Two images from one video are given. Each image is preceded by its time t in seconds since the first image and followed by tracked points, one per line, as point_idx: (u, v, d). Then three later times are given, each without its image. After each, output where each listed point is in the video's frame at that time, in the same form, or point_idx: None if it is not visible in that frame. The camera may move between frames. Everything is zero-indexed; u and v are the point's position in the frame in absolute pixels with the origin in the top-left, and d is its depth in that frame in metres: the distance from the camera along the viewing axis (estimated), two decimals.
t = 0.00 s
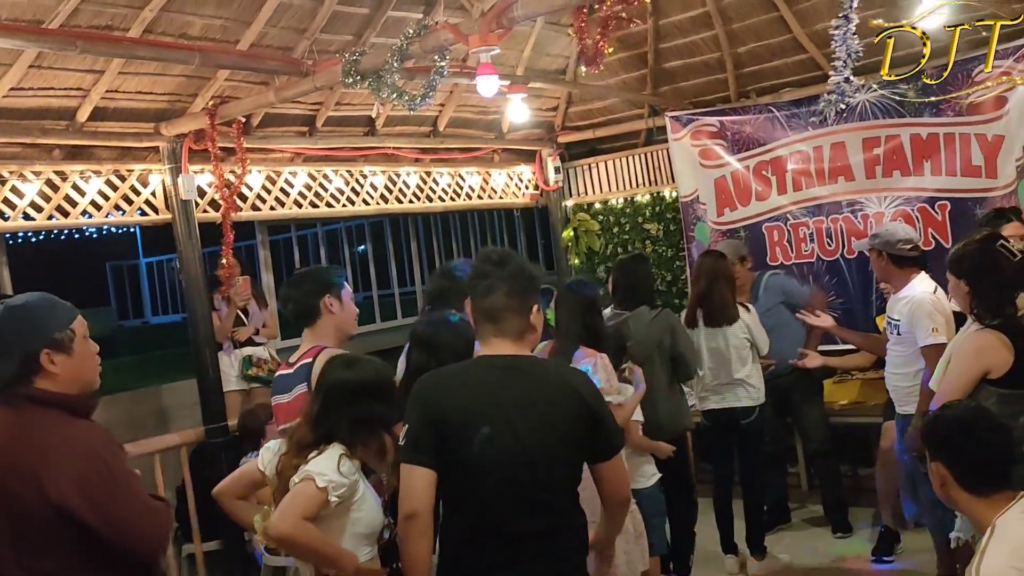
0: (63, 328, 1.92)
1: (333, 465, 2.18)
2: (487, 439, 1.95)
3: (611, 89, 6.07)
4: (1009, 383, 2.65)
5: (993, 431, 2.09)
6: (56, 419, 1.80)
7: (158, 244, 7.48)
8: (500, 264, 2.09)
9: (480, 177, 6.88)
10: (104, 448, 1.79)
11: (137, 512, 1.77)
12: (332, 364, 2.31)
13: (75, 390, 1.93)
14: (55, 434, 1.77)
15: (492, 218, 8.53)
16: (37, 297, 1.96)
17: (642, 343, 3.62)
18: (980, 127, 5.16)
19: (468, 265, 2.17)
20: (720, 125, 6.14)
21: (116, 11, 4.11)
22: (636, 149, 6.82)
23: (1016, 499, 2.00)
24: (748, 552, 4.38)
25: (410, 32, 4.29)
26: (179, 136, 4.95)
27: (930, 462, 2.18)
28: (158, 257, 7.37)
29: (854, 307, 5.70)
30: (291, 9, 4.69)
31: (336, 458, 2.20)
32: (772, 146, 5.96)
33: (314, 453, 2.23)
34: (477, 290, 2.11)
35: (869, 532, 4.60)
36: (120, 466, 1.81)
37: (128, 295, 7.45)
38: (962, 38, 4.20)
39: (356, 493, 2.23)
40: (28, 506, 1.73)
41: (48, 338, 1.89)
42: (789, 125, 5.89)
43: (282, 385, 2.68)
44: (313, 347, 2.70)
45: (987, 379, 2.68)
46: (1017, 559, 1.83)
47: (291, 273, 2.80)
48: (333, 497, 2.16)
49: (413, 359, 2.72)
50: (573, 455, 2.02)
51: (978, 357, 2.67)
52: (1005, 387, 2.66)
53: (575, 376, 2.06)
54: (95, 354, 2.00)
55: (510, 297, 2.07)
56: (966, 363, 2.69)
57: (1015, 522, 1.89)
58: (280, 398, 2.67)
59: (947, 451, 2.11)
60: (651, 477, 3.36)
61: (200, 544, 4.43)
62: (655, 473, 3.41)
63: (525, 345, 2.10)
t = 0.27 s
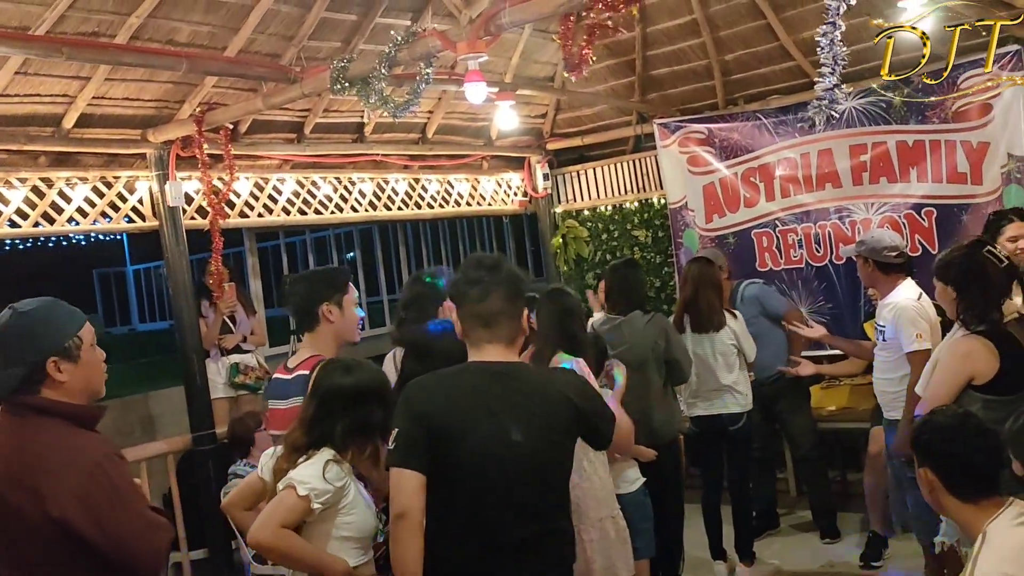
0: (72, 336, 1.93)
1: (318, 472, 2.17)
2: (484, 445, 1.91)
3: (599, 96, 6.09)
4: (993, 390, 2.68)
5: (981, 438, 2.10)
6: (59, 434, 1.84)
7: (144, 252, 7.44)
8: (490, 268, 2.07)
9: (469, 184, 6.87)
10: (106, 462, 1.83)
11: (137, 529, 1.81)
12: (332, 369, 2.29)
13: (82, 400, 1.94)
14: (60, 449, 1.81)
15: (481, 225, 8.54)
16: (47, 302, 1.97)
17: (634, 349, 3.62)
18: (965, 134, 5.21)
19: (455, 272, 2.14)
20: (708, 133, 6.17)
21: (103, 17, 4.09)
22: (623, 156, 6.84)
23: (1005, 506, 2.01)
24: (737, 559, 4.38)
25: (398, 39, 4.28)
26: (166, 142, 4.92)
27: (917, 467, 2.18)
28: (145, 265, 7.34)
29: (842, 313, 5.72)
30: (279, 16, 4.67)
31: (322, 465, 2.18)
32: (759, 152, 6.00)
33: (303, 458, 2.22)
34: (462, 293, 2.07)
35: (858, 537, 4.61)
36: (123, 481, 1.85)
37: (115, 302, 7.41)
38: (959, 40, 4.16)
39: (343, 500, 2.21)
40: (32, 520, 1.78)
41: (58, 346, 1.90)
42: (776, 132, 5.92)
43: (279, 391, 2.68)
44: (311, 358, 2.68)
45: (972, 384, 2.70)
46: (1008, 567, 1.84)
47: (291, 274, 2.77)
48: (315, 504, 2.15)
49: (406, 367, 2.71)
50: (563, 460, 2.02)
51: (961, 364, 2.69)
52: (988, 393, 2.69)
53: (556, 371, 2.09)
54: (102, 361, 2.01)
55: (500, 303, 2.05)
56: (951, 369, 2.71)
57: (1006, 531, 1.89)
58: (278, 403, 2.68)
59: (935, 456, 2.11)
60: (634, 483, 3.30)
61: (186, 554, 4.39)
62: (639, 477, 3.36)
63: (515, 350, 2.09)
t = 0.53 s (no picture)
0: (81, 340, 1.92)
1: (309, 479, 2.16)
2: (472, 451, 1.90)
3: (588, 100, 6.10)
4: (980, 393, 2.70)
5: (979, 440, 2.11)
6: (68, 441, 1.79)
7: (131, 255, 7.41)
8: (472, 274, 2.07)
9: (458, 188, 6.87)
10: (114, 473, 1.79)
11: (142, 539, 1.76)
12: (322, 371, 2.28)
13: (86, 403, 1.93)
14: (65, 455, 1.76)
15: (470, 229, 8.53)
16: (57, 305, 1.96)
17: (625, 352, 3.63)
18: (952, 139, 5.24)
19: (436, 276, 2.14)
20: (697, 137, 6.20)
21: (90, 20, 4.07)
22: (612, 160, 6.85)
23: (997, 509, 2.02)
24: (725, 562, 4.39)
25: (387, 43, 4.27)
26: (154, 145, 4.90)
27: (915, 468, 2.20)
28: (132, 268, 7.30)
29: (831, 317, 5.74)
30: (268, 19, 4.66)
31: (313, 472, 2.18)
32: (748, 157, 6.02)
33: (296, 463, 2.23)
34: (444, 302, 2.08)
35: (845, 540, 4.62)
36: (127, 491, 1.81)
37: (102, 306, 7.37)
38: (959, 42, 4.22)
39: (339, 503, 2.20)
40: (35, 530, 1.72)
41: (67, 350, 1.89)
42: (764, 137, 5.94)
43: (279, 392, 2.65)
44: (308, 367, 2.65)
45: (960, 388, 2.72)
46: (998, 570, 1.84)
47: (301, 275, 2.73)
48: (309, 511, 2.14)
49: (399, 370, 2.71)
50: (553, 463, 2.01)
51: (950, 367, 2.70)
52: (975, 396, 2.70)
53: (548, 375, 2.09)
54: (109, 365, 2.00)
55: (486, 305, 2.05)
56: (938, 372, 2.72)
57: (998, 535, 1.90)
58: (277, 405, 2.64)
59: (932, 458, 2.13)
60: (621, 484, 3.28)
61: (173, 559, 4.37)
62: (626, 479, 3.34)
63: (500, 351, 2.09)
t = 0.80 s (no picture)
0: (87, 340, 1.94)
1: (309, 483, 2.16)
2: (459, 451, 1.89)
3: (580, 101, 6.10)
4: (973, 393, 2.71)
5: (977, 438, 2.11)
6: (74, 442, 1.80)
7: (121, 255, 7.38)
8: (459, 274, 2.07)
9: (450, 189, 6.86)
10: (118, 473, 1.80)
11: (145, 541, 1.78)
12: (314, 369, 2.27)
13: (90, 403, 1.94)
14: (70, 456, 1.78)
15: (461, 230, 8.53)
16: (65, 305, 1.98)
17: (618, 352, 3.64)
18: (942, 140, 5.27)
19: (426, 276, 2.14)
20: (689, 138, 6.21)
21: (80, 19, 4.05)
22: (603, 162, 6.85)
23: (994, 508, 2.03)
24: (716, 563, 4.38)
25: (379, 43, 4.26)
26: (144, 145, 4.87)
27: (912, 466, 2.20)
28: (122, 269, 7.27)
29: (822, 317, 5.76)
30: (259, 19, 4.65)
31: (312, 475, 2.17)
32: (739, 158, 6.03)
33: (291, 465, 2.21)
34: (433, 303, 2.08)
35: (835, 541, 4.63)
36: (132, 491, 1.82)
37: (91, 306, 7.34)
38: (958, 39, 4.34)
39: (340, 502, 2.20)
40: (40, 529, 1.75)
41: (73, 349, 1.90)
42: (755, 138, 5.96)
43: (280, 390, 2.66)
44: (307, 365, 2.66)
45: (953, 388, 2.73)
46: (995, 570, 1.85)
47: (313, 273, 2.77)
48: (315, 515, 2.15)
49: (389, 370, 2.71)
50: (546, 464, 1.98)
51: (944, 366, 2.70)
52: (968, 396, 2.71)
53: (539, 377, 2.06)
54: (113, 367, 2.01)
55: (476, 305, 2.04)
56: (931, 373, 2.72)
57: (995, 534, 1.91)
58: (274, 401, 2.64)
59: (929, 457, 2.14)
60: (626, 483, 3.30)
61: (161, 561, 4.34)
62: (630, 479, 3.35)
63: (490, 350, 2.08)
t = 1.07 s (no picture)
0: (89, 337, 1.93)
1: (307, 486, 2.17)
2: (452, 451, 1.89)
3: (576, 100, 6.10)
4: (968, 391, 2.72)
5: (975, 437, 2.11)
6: (77, 440, 1.83)
7: (115, 253, 7.36)
8: (455, 272, 2.07)
9: (445, 187, 6.86)
10: (122, 471, 1.82)
11: (146, 537, 1.79)
12: (303, 366, 2.26)
13: (90, 401, 1.94)
14: (73, 454, 1.80)
15: (457, 229, 8.53)
16: (68, 302, 1.97)
17: (613, 349, 3.66)
18: (936, 140, 5.28)
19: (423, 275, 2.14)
20: (684, 138, 6.22)
21: (75, 16, 4.04)
22: (599, 160, 6.86)
23: (990, 506, 2.04)
24: (710, 562, 4.38)
25: (374, 41, 4.25)
26: (139, 143, 4.86)
27: (911, 464, 2.20)
28: (116, 267, 7.25)
29: (816, 316, 5.77)
30: (254, 17, 4.64)
31: (308, 477, 2.18)
32: (734, 158, 6.04)
33: (286, 467, 2.21)
34: (431, 301, 2.08)
35: (829, 540, 4.64)
36: (135, 488, 1.83)
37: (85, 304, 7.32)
38: (958, 41, 4.44)
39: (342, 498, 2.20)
40: (44, 526, 1.78)
41: (74, 346, 1.90)
42: (750, 137, 5.96)
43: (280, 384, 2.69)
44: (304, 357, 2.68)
45: (947, 386, 2.73)
46: (993, 569, 1.86)
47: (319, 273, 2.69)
48: (317, 516, 2.16)
49: (385, 369, 2.69)
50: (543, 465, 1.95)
51: (941, 365, 2.71)
52: (963, 394, 2.71)
53: (538, 379, 2.03)
54: (114, 364, 2.01)
55: (472, 303, 2.04)
56: (927, 372, 2.73)
57: (992, 533, 1.91)
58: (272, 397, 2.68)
59: (928, 454, 2.14)
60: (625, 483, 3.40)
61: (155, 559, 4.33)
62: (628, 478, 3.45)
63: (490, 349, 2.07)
